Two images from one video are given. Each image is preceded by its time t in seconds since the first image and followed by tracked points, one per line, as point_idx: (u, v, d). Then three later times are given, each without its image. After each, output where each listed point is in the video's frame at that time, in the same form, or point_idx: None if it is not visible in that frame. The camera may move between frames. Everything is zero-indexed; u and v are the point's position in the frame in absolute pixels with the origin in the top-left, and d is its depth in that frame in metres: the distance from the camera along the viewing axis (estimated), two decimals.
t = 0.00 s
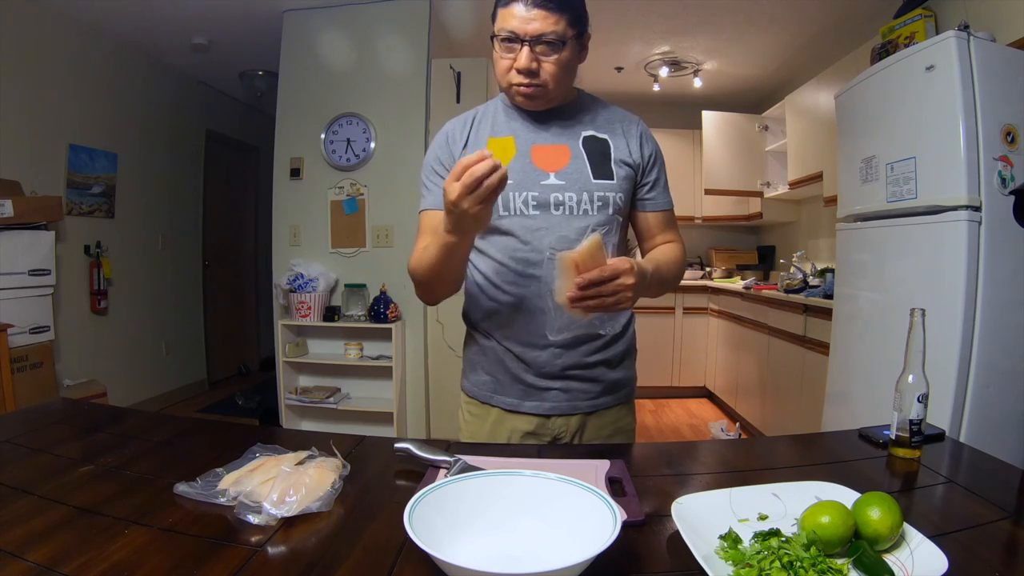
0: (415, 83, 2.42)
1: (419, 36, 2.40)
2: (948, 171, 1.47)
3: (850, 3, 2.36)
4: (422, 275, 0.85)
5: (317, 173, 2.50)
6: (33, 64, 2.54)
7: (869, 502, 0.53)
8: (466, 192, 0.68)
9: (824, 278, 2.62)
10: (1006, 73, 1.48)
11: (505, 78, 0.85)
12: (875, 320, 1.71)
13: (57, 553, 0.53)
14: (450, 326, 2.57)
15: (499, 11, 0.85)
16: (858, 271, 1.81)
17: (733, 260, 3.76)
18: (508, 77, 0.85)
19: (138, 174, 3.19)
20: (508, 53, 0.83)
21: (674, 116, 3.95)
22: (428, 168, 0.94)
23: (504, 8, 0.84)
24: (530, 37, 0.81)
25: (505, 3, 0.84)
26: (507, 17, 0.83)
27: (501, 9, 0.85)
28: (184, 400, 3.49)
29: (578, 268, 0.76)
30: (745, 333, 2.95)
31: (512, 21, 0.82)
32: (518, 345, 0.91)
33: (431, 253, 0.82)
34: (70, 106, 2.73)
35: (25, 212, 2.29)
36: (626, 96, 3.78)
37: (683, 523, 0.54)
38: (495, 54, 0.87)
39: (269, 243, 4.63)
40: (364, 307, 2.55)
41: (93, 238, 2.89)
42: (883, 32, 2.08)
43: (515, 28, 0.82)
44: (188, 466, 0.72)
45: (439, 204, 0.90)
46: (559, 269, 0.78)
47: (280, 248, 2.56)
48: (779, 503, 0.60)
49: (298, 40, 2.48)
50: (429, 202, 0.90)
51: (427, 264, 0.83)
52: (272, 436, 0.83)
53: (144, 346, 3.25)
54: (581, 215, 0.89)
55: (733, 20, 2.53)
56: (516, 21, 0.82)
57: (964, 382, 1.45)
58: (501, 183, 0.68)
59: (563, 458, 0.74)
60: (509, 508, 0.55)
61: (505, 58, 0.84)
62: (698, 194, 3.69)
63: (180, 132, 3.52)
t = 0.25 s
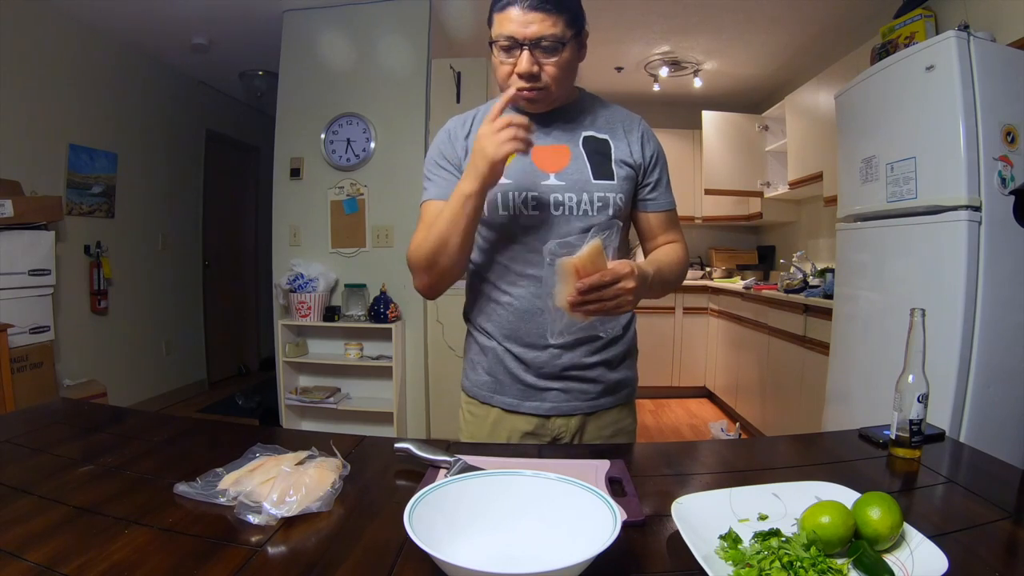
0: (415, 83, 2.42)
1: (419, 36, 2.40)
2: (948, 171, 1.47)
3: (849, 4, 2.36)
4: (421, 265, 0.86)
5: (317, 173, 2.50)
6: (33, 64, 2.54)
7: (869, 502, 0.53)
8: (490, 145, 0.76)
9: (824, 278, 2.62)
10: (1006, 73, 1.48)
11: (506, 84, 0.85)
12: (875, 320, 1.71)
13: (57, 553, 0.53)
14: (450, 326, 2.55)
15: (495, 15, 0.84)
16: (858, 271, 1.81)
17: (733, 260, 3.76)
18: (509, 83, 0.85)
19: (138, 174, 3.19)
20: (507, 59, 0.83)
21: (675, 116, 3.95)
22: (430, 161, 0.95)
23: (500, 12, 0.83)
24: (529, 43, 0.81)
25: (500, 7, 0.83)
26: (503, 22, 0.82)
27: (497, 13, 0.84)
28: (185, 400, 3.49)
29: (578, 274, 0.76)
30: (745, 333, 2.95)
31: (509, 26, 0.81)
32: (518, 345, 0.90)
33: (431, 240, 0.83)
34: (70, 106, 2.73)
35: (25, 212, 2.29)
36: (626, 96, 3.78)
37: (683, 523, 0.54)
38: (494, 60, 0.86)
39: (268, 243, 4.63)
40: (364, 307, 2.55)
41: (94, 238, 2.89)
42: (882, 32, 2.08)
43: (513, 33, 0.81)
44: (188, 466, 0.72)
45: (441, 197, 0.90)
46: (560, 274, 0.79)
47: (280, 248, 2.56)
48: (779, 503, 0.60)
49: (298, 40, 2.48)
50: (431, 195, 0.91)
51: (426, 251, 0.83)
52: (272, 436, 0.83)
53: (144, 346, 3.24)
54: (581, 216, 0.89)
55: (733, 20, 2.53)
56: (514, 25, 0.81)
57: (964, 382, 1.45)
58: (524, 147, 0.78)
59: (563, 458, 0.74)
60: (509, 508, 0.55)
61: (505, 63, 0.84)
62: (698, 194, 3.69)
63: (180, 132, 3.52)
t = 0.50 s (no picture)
0: (415, 83, 2.42)
1: (419, 36, 2.40)
2: (947, 171, 1.47)
3: (849, 4, 2.36)
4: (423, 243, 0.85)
5: (317, 173, 2.50)
6: (33, 64, 2.54)
7: (869, 502, 0.53)
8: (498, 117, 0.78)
9: (824, 278, 2.62)
10: (1006, 73, 1.48)
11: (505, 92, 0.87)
12: (875, 320, 1.71)
13: (57, 553, 0.53)
14: (449, 326, 2.53)
15: (484, 25, 0.84)
16: (858, 271, 1.81)
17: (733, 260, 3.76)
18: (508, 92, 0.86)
19: (138, 174, 3.19)
20: (503, 70, 0.84)
21: (675, 115, 3.95)
22: (434, 146, 0.95)
23: (488, 22, 0.83)
24: (521, 53, 0.80)
25: (488, 18, 0.82)
26: (493, 34, 0.82)
27: (486, 23, 0.83)
28: (184, 400, 3.48)
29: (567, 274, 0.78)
30: (745, 333, 2.95)
31: (499, 38, 0.81)
32: (514, 345, 0.90)
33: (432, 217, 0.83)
34: (70, 106, 2.73)
35: (24, 212, 2.29)
36: (626, 96, 3.78)
37: (683, 523, 0.54)
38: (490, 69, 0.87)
39: (268, 243, 4.63)
40: (364, 307, 2.55)
41: (93, 238, 2.89)
42: (882, 32, 2.08)
43: (504, 44, 0.81)
44: (188, 466, 0.72)
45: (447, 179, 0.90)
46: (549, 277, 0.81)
47: (281, 248, 2.56)
48: (779, 503, 0.60)
49: (298, 40, 2.48)
50: (435, 177, 0.91)
51: (426, 229, 0.84)
52: (273, 436, 0.83)
53: (144, 346, 3.24)
54: (578, 216, 0.89)
55: (733, 20, 2.53)
56: (504, 36, 0.80)
57: (964, 382, 1.45)
58: (538, 112, 0.79)
59: (563, 457, 0.74)
60: (509, 508, 0.55)
61: (502, 74, 0.85)
62: (698, 194, 3.69)
63: (180, 132, 3.52)
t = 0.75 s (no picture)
0: (415, 83, 2.42)
1: (418, 36, 2.40)
2: (947, 171, 1.47)
3: (849, 4, 2.36)
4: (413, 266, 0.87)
5: (317, 173, 2.50)
6: (33, 64, 2.53)
7: (869, 502, 0.53)
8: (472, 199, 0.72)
9: (824, 278, 2.62)
10: (1006, 73, 1.48)
11: (505, 89, 0.86)
12: (875, 320, 1.71)
13: (57, 554, 0.53)
14: (450, 326, 2.53)
15: (487, 23, 0.84)
16: (857, 271, 1.81)
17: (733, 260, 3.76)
18: (508, 88, 0.85)
19: (138, 174, 3.19)
20: (504, 66, 0.84)
21: (675, 115, 3.95)
22: (426, 160, 0.95)
23: (491, 19, 0.83)
24: (523, 48, 0.80)
25: (491, 13, 0.83)
26: (494, 30, 0.82)
27: (488, 21, 0.83)
28: (185, 400, 3.48)
29: (587, 230, 0.70)
30: (745, 333, 2.95)
31: (501, 33, 0.81)
32: (512, 346, 0.91)
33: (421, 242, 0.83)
34: (70, 107, 2.73)
35: (24, 212, 2.29)
36: (626, 96, 3.78)
37: (683, 523, 0.54)
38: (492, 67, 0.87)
39: (268, 243, 4.63)
40: (364, 307, 2.55)
41: (93, 238, 2.89)
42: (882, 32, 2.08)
43: (506, 39, 0.81)
44: (188, 466, 0.72)
45: (435, 198, 0.90)
46: (569, 220, 0.71)
47: (281, 248, 2.56)
48: (779, 503, 0.60)
49: (298, 40, 2.48)
50: (425, 195, 0.91)
51: (409, 260, 0.86)
52: (272, 436, 0.83)
53: (144, 346, 3.24)
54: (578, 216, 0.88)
55: (733, 20, 2.53)
56: (506, 31, 0.81)
57: (964, 382, 1.45)
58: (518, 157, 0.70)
59: (563, 458, 0.74)
60: (509, 508, 0.55)
61: (501, 70, 0.84)
62: (698, 194, 3.69)
63: (180, 132, 3.52)
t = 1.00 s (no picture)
0: (415, 83, 2.42)
1: (419, 36, 2.40)
2: (947, 171, 1.47)
3: (849, 4, 2.36)
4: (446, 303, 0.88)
5: (317, 173, 2.50)
6: (33, 64, 2.54)
7: (869, 502, 0.53)
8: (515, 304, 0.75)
9: (824, 278, 2.62)
10: (1006, 73, 1.48)
11: (492, 88, 0.86)
12: (875, 320, 1.71)
13: (58, 553, 0.53)
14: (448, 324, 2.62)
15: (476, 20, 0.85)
16: (858, 271, 1.81)
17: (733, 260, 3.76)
18: (494, 87, 0.85)
19: (138, 174, 3.19)
20: (490, 64, 0.84)
21: (675, 116, 3.95)
22: (420, 169, 0.96)
23: (480, 17, 0.84)
24: (509, 47, 0.81)
25: (481, 10, 0.83)
26: (484, 27, 0.83)
27: (478, 18, 0.84)
28: (184, 400, 3.48)
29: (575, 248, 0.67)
30: (745, 332, 2.95)
31: (489, 32, 0.82)
32: (506, 346, 0.91)
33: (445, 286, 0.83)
34: (70, 107, 2.73)
35: (24, 212, 2.29)
36: (626, 96, 3.78)
37: (683, 522, 0.54)
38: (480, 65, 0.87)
39: (268, 243, 4.63)
40: (364, 307, 2.55)
41: (93, 238, 2.89)
42: (882, 32, 2.08)
43: (493, 38, 0.81)
44: (188, 466, 0.72)
45: (430, 209, 0.93)
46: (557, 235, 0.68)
47: (281, 248, 2.55)
48: (779, 503, 0.60)
49: (298, 40, 2.48)
50: (420, 205, 0.93)
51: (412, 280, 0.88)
52: (272, 436, 0.83)
53: (144, 346, 3.24)
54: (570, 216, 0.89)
55: (733, 20, 2.53)
56: (493, 30, 0.81)
57: (964, 382, 1.45)
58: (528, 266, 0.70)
59: (563, 458, 0.74)
60: (508, 508, 0.55)
61: (488, 68, 0.84)
62: (698, 194, 3.69)
63: (180, 132, 3.52)
